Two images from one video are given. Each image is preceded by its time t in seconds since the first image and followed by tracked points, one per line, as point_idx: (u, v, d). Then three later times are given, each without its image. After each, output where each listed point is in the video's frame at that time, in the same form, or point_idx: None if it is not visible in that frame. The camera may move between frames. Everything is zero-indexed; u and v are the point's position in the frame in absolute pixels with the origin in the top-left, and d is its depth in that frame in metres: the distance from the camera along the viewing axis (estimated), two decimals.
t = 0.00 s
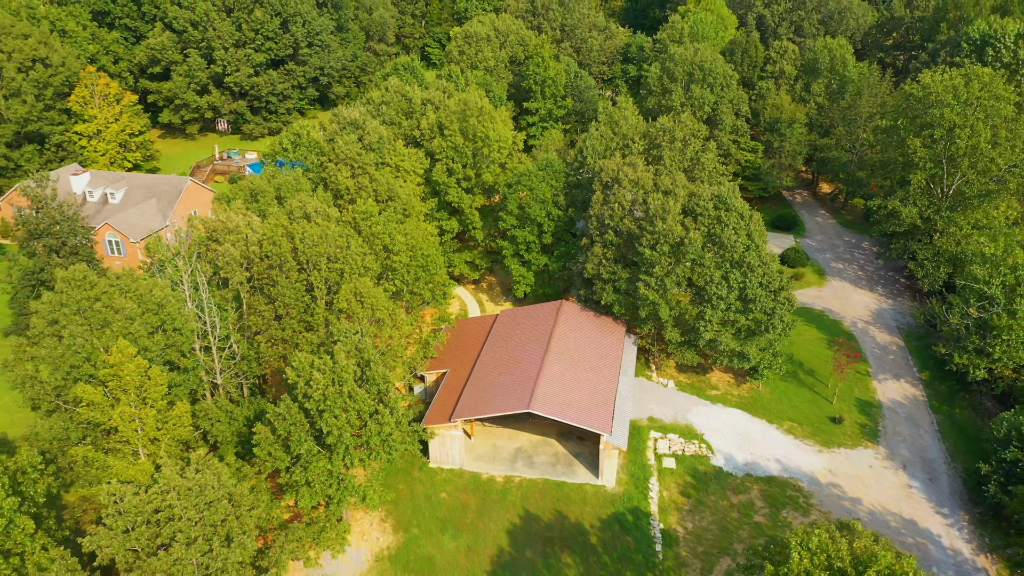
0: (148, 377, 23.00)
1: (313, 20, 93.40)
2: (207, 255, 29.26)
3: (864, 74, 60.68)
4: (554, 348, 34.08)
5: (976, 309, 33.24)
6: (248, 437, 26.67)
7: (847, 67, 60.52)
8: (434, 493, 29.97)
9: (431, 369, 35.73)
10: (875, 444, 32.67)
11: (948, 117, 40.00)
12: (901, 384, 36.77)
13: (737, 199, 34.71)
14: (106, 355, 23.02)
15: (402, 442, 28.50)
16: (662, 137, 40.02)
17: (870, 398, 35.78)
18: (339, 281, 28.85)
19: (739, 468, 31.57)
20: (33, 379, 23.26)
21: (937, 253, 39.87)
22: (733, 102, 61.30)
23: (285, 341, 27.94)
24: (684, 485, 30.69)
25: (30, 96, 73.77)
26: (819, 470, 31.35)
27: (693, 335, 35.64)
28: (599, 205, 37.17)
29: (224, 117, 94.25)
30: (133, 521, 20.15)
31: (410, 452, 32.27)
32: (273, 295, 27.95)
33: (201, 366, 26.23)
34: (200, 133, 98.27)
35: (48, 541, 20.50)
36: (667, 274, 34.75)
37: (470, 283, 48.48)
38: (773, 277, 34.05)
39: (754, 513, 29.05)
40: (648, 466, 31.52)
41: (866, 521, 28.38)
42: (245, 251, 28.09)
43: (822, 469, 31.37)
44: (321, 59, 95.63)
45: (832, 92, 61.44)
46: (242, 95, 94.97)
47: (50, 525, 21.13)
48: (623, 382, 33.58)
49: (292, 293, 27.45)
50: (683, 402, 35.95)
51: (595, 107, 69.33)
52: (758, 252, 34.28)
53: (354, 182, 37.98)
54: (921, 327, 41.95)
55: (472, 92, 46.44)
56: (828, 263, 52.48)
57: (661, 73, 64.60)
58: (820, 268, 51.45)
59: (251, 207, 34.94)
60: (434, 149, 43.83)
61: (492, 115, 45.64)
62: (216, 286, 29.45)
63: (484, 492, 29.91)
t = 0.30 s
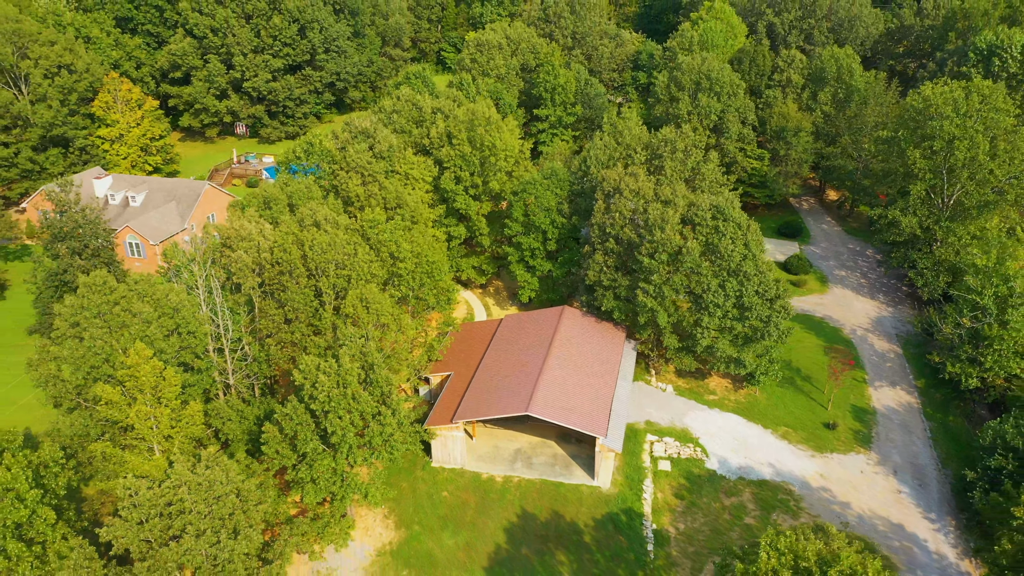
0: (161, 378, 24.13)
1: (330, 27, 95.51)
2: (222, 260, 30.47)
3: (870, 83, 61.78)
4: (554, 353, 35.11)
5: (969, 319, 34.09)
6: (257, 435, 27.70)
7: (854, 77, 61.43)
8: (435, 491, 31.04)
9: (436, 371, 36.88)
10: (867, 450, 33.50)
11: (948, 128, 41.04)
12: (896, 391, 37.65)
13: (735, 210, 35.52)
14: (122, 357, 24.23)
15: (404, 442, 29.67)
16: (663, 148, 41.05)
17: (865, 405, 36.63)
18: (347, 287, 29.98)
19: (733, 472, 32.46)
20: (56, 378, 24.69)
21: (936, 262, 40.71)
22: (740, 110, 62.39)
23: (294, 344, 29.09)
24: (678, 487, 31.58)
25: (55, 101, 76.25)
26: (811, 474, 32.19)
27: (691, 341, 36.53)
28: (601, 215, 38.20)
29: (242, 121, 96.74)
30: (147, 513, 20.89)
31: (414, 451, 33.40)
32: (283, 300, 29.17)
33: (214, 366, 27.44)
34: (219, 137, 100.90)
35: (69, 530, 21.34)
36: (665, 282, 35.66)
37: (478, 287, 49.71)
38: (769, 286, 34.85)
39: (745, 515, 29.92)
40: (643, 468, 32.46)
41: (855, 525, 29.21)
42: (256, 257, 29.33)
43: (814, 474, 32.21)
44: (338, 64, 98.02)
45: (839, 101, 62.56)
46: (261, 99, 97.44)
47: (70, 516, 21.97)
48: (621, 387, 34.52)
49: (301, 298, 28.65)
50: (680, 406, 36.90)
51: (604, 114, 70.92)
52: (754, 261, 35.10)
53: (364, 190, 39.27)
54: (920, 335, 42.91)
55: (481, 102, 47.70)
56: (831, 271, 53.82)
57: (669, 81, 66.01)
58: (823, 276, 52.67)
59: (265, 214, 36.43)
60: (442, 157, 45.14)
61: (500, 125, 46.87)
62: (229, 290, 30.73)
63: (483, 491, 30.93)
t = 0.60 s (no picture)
0: (168, 380, 25.46)
1: (345, 34, 97.54)
2: (229, 266, 31.29)
3: (874, 93, 62.44)
4: (551, 358, 36.10)
5: (959, 330, 34.70)
6: (262, 435, 28.81)
7: (859, 86, 62.16)
8: (433, 490, 32.09)
9: (437, 375, 37.96)
10: (858, 457, 34.20)
11: (944, 141, 41.80)
12: (889, 399, 38.40)
13: (729, 220, 36.30)
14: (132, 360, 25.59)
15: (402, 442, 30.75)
16: (662, 158, 41.98)
17: (857, 412, 37.38)
18: (349, 293, 31.08)
19: (723, 476, 33.24)
20: (71, 378, 25.97)
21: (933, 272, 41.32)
22: (745, 118, 63.07)
23: (297, 348, 30.24)
24: (669, 490, 32.39)
25: (77, 106, 78.51)
26: (800, 479, 32.94)
27: (685, 348, 37.38)
28: (599, 223, 39.15)
29: (258, 126, 99.07)
30: (152, 509, 21.35)
31: (413, 452, 34.46)
32: (287, 306, 30.30)
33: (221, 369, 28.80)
34: (236, 141, 103.30)
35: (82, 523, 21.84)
36: (660, 290, 36.53)
37: (482, 291, 50.84)
38: (762, 295, 35.60)
39: (733, 519, 30.73)
40: (635, 471, 33.27)
41: (841, 530, 29.91)
42: (263, 264, 30.61)
43: (803, 479, 32.94)
44: (352, 70, 100.18)
45: (844, 110, 63.23)
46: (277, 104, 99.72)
47: (82, 509, 22.42)
48: (616, 392, 35.42)
49: (305, 304, 29.83)
50: (674, 411, 37.75)
51: (611, 121, 71.95)
52: (748, 271, 35.85)
53: (369, 198, 40.56)
54: (917, 344, 43.51)
55: (486, 112, 48.90)
56: (832, 278, 54.57)
57: (674, 90, 66.80)
58: (824, 284, 53.44)
59: (274, 221, 37.84)
60: (447, 165, 46.35)
61: (504, 134, 47.99)
62: (237, 295, 31.94)
63: (479, 491, 31.90)
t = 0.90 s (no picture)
0: (170, 383, 26.49)
1: (357, 40, 99.94)
2: (233, 271, 32.30)
3: (876, 102, 62.88)
4: (544, 364, 36.92)
5: (947, 341, 35.23)
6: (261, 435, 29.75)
7: (861, 95, 62.49)
8: (426, 490, 33.12)
9: (434, 378, 38.84)
10: (844, 464, 34.99)
11: (939, 153, 42.27)
12: (879, 407, 39.22)
13: (721, 231, 37.01)
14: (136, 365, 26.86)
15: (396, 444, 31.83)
16: (658, 168, 42.79)
17: (847, 419, 38.20)
18: (348, 299, 32.16)
19: (711, 481, 34.04)
20: (79, 380, 27.47)
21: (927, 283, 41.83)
22: (747, 127, 63.64)
23: (296, 352, 31.14)
24: (657, 494, 33.19)
25: (94, 111, 80.60)
26: (786, 485, 33.71)
27: (677, 355, 38.15)
28: (595, 232, 39.97)
29: (272, 130, 101.18)
30: (151, 505, 22.03)
31: (408, 453, 35.49)
32: (288, 312, 31.23)
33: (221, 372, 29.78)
34: (251, 144, 105.47)
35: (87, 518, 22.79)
36: (652, 299, 37.34)
37: (484, 296, 51.89)
38: (752, 304, 36.30)
39: (717, 523, 31.52)
40: (624, 475, 34.09)
41: (823, 535, 30.72)
42: (264, 270, 31.41)
43: (788, 485, 33.70)
44: (364, 75, 102.03)
45: (846, 119, 63.66)
46: (290, 109, 101.78)
47: (87, 505, 23.23)
48: (607, 398, 36.21)
49: (304, 310, 30.87)
50: (666, 416, 38.55)
51: (616, 128, 72.89)
52: (739, 280, 36.57)
53: (371, 205, 41.65)
54: (910, 353, 44.22)
55: (488, 121, 49.95)
56: (831, 286, 55.17)
57: (678, 98, 67.48)
58: (822, 292, 54.00)
59: (278, 228, 39.09)
60: (449, 173, 47.43)
61: (505, 143, 48.97)
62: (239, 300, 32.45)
63: (471, 492, 32.89)
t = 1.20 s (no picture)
0: (166, 387, 27.35)
1: (367, 46, 101.51)
2: (232, 278, 33.36)
3: (877, 111, 63.20)
4: (535, 371, 37.65)
5: (933, 352, 35.65)
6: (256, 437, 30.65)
7: (862, 104, 62.78)
8: (417, 492, 34.05)
9: (428, 382, 39.65)
10: (829, 472, 35.54)
11: (931, 165, 42.68)
12: (867, 416, 39.72)
13: (711, 242, 37.65)
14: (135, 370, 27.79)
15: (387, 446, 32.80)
16: (652, 178, 43.50)
17: (834, 428, 38.74)
18: (343, 306, 33.13)
19: (696, 487, 34.70)
20: (83, 382, 28.70)
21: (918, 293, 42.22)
22: (747, 136, 64.14)
23: (292, 357, 32.12)
24: (642, 499, 33.90)
25: (109, 116, 82.64)
26: (770, 492, 34.32)
27: (667, 363, 38.83)
28: (587, 241, 40.72)
29: (283, 134, 102.96)
30: (145, 503, 22.91)
31: (401, 455, 36.42)
32: (284, 318, 32.25)
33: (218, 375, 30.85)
34: (262, 148, 107.32)
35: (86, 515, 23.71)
36: (642, 307, 38.07)
37: (483, 301, 52.82)
38: (740, 314, 36.92)
39: (700, 528, 32.18)
40: (611, 479, 34.81)
41: (804, 542, 31.32)
42: (263, 277, 32.55)
43: (772, 492, 34.32)
44: (374, 80, 103.57)
45: (847, 128, 63.99)
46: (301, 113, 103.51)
47: (86, 503, 24.24)
48: (596, 405, 36.91)
49: (300, 316, 31.92)
50: (656, 422, 39.23)
51: (619, 135, 73.65)
52: (727, 290, 37.20)
53: (370, 213, 42.68)
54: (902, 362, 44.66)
55: (488, 130, 50.89)
56: (827, 294, 55.61)
57: (679, 106, 68.06)
58: (818, 300, 54.42)
59: (279, 235, 40.24)
60: (448, 182, 48.40)
61: (504, 151, 49.87)
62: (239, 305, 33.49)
63: (460, 495, 33.77)
